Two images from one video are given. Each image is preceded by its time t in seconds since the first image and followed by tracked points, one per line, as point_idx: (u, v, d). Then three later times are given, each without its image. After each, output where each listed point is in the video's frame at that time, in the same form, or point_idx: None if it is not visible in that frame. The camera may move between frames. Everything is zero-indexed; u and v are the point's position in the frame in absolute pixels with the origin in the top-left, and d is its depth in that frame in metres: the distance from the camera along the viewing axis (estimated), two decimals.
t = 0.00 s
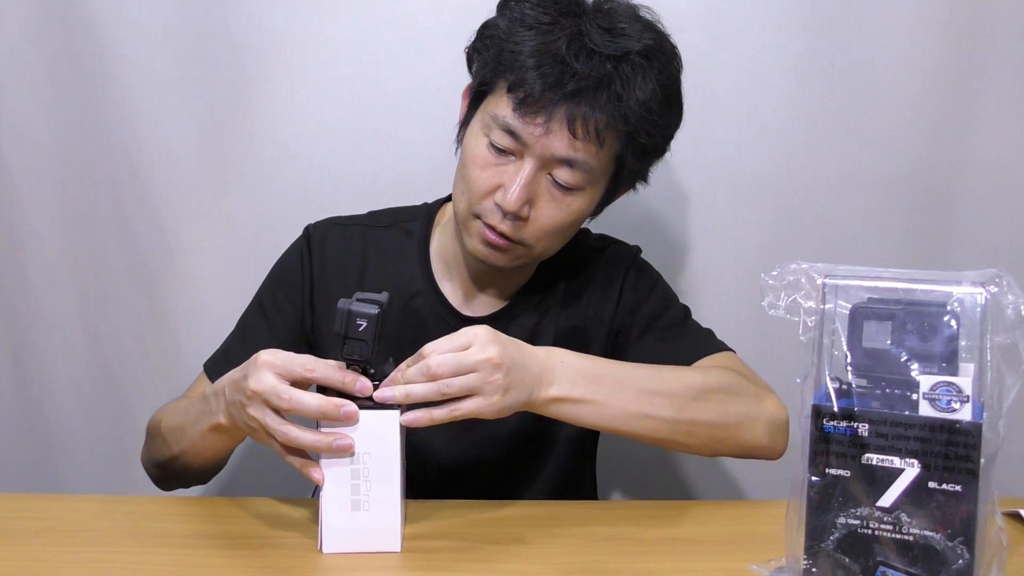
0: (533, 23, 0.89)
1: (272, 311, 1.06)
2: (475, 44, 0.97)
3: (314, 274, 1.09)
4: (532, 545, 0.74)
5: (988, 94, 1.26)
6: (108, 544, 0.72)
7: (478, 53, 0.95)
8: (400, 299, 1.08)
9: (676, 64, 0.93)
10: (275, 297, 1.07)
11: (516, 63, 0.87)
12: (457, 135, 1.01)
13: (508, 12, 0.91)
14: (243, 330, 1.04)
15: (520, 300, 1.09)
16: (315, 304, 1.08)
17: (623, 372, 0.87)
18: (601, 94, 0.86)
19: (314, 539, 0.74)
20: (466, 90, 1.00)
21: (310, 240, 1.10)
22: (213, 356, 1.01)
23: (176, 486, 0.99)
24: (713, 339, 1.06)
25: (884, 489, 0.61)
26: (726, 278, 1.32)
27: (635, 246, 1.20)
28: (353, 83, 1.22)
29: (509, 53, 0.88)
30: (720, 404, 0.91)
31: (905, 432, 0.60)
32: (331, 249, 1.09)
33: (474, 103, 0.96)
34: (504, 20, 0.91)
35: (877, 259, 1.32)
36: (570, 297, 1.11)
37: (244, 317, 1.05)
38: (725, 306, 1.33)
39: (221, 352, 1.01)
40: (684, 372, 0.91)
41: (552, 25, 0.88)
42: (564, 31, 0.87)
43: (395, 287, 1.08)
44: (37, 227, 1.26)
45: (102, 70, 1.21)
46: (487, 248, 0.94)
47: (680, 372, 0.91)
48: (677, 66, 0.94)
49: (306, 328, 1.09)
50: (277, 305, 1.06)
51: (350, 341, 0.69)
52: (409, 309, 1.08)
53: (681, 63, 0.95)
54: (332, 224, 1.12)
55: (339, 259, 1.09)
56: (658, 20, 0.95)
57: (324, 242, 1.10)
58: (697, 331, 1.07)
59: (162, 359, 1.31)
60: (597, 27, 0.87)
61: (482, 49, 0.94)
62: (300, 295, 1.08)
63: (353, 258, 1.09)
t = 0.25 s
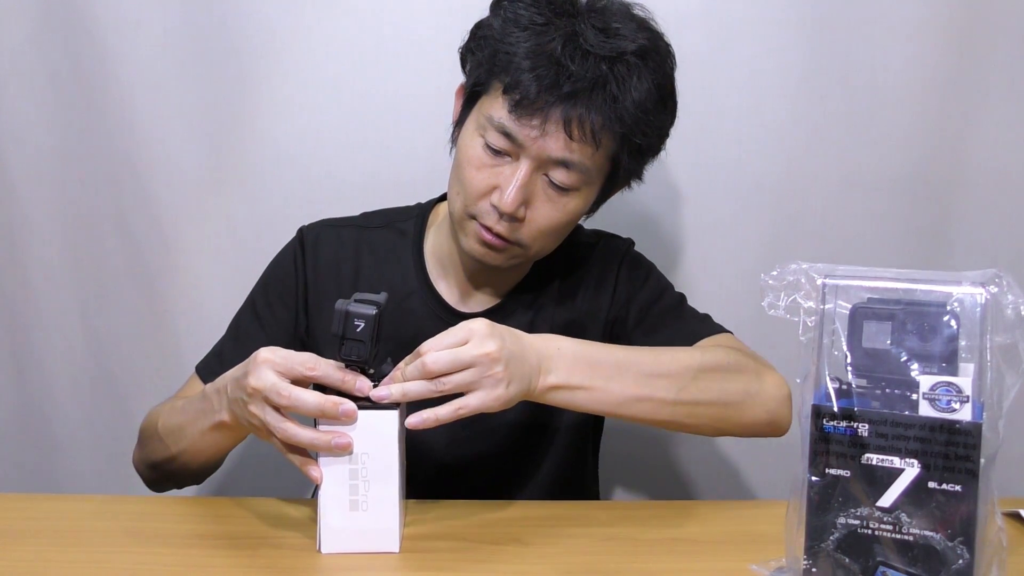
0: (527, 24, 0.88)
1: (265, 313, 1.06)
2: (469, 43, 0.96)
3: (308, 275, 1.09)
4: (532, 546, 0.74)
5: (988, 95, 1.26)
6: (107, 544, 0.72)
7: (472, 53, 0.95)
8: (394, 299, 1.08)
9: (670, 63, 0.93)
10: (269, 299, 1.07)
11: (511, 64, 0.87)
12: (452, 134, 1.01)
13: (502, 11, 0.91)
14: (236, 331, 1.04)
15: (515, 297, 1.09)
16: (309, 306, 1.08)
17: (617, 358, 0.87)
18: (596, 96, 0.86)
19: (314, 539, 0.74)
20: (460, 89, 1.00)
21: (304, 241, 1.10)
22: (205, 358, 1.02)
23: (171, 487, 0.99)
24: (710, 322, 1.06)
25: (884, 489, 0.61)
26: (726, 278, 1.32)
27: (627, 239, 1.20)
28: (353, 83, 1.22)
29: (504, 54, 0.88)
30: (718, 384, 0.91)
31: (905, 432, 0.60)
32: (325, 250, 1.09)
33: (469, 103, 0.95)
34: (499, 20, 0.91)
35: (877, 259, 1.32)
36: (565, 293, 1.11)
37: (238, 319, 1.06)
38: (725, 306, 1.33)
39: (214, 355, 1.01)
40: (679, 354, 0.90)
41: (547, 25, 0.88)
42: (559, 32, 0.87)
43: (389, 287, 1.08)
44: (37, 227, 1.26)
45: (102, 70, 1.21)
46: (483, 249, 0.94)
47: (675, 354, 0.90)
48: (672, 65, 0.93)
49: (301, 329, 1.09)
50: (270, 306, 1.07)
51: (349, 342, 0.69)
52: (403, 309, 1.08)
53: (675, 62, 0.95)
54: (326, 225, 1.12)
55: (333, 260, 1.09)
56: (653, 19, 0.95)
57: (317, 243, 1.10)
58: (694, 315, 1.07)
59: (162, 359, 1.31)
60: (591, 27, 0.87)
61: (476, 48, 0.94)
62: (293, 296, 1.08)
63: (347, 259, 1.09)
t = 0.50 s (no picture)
0: (527, 26, 0.88)
1: (262, 313, 1.06)
2: (468, 43, 0.96)
3: (305, 275, 1.09)
4: (532, 546, 0.74)
5: (989, 94, 1.26)
6: (107, 544, 0.71)
7: (471, 53, 0.94)
8: (391, 299, 1.08)
9: (668, 64, 0.93)
10: (265, 298, 1.07)
11: (511, 66, 0.87)
12: (450, 134, 1.00)
13: (501, 12, 0.90)
14: (233, 330, 1.04)
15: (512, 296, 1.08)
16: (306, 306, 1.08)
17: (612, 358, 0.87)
18: (596, 100, 0.86)
19: (314, 538, 0.74)
20: (457, 88, 1.00)
21: (301, 242, 1.10)
22: (201, 358, 1.02)
23: (165, 487, 0.99)
24: (705, 318, 1.06)
25: (884, 489, 0.61)
26: (726, 278, 1.32)
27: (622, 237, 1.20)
28: (353, 83, 1.22)
29: (503, 57, 0.88)
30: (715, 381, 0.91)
31: (905, 432, 0.60)
32: (322, 250, 1.09)
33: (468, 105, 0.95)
34: (497, 21, 0.90)
35: (877, 259, 1.32)
36: (562, 293, 1.11)
37: (234, 319, 1.06)
38: (726, 305, 1.33)
39: (210, 354, 1.01)
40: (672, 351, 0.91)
41: (547, 28, 0.87)
42: (559, 35, 0.86)
43: (386, 287, 1.08)
44: (37, 227, 1.26)
45: (101, 70, 1.21)
46: (482, 250, 0.94)
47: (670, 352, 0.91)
48: (670, 66, 0.93)
49: (298, 329, 1.09)
50: (267, 306, 1.07)
51: (332, 342, 0.69)
52: (400, 308, 1.08)
53: (673, 63, 0.95)
54: (323, 226, 1.12)
55: (330, 260, 1.09)
56: (651, 19, 0.95)
57: (315, 244, 1.10)
58: (689, 311, 1.07)
59: (162, 359, 1.30)
60: (591, 30, 0.87)
61: (476, 49, 0.94)
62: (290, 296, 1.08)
63: (343, 259, 1.09)
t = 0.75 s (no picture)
0: (515, 23, 0.88)
1: (258, 311, 1.06)
2: (456, 42, 0.96)
3: (302, 273, 1.09)
4: (532, 545, 0.74)
5: (989, 95, 1.26)
6: (107, 544, 0.72)
7: (459, 52, 0.95)
8: (388, 298, 1.08)
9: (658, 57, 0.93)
10: (262, 296, 1.07)
11: (500, 64, 0.87)
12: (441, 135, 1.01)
13: (489, 10, 0.91)
14: (229, 327, 1.04)
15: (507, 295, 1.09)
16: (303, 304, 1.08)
17: (626, 372, 0.87)
18: (587, 94, 0.86)
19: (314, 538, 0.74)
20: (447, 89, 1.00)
21: (298, 240, 1.10)
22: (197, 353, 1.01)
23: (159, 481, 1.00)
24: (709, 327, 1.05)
25: (884, 489, 0.61)
26: (726, 278, 1.32)
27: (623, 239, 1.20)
28: (353, 84, 1.22)
29: (492, 54, 0.88)
30: (725, 395, 0.91)
31: (905, 432, 0.60)
32: (319, 249, 1.09)
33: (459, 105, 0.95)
34: (485, 19, 0.91)
35: (877, 259, 1.32)
36: (558, 293, 1.12)
37: (230, 316, 1.05)
38: (726, 305, 1.33)
39: (205, 350, 1.01)
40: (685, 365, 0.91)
41: (535, 24, 0.88)
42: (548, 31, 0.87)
43: (383, 286, 1.08)
44: (37, 228, 1.26)
45: (102, 70, 1.21)
46: (478, 248, 0.94)
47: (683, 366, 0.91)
48: (659, 59, 0.93)
49: (295, 327, 1.09)
50: (264, 304, 1.06)
51: (334, 339, 0.69)
52: (398, 307, 1.08)
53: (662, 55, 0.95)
54: (320, 224, 1.12)
55: (327, 258, 1.09)
56: (638, 13, 0.95)
57: (312, 242, 1.10)
58: (690, 319, 1.07)
59: (162, 359, 1.31)
60: (579, 25, 0.87)
61: (464, 47, 0.93)
62: (286, 294, 1.08)
63: (341, 257, 1.09)
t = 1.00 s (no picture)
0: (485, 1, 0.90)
1: (261, 314, 1.06)
2: (432, 34, 0.98)
3: (302, 275, 1.09)
4: (532, 546, 0.74)
5: (988, 95, 1.26)
6: (107, 544, 0.72)
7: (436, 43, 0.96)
8: (389, 298, 1.08)
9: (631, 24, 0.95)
10: (264, 300, 1.07)
11: (476, 40, 0.88)
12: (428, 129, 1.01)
13: None
14: (233, 332, 1.04)
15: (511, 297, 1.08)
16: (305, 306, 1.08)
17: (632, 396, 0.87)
18: (561, 59, 0.87)
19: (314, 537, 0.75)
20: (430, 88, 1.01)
21: (299, 242, 1.10)
22: (202, 359, 1.02)
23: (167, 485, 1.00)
24: (712, 351, 1.05)
25: (884, 489, 0.61)
26: (726, 278, 1.32)
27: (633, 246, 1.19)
28: (353, 84, 1.22)
29: (466, 33, 0.89)
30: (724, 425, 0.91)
31: (905, 432, 0.60)
32: (320, 250, 1.09)
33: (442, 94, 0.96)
34: (457, 3, 0.93)
35: (877, 259, 1.32)
36: (565, 301, 1.11)
37: (233, 320, 1.06)
38: (726, 305, 1.33)
39: (210, 355, 1.01)
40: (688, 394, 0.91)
41: None
42: (517, 5, 0.89)
43: (384, 286, 1.08)
44: (37, 228, 1.26)
45: (102, 70, 1.21)
46: (471, 233, 0.93)
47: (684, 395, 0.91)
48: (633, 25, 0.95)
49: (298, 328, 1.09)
50: (266, 307, 1.07)
51: (328, 338, 0.68)
52: (399, 306, 1.08)
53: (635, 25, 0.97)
54: (320, 225, 1.12)
55: (328, 260, 1.09)
56: None
57: (312, 244, 1.10)
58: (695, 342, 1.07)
59: (162, 359, 1.30)
60: None
61: (439, 36, 0.95)
62: (288, 296, 1.08)
63: (341, 258, 1.09)
